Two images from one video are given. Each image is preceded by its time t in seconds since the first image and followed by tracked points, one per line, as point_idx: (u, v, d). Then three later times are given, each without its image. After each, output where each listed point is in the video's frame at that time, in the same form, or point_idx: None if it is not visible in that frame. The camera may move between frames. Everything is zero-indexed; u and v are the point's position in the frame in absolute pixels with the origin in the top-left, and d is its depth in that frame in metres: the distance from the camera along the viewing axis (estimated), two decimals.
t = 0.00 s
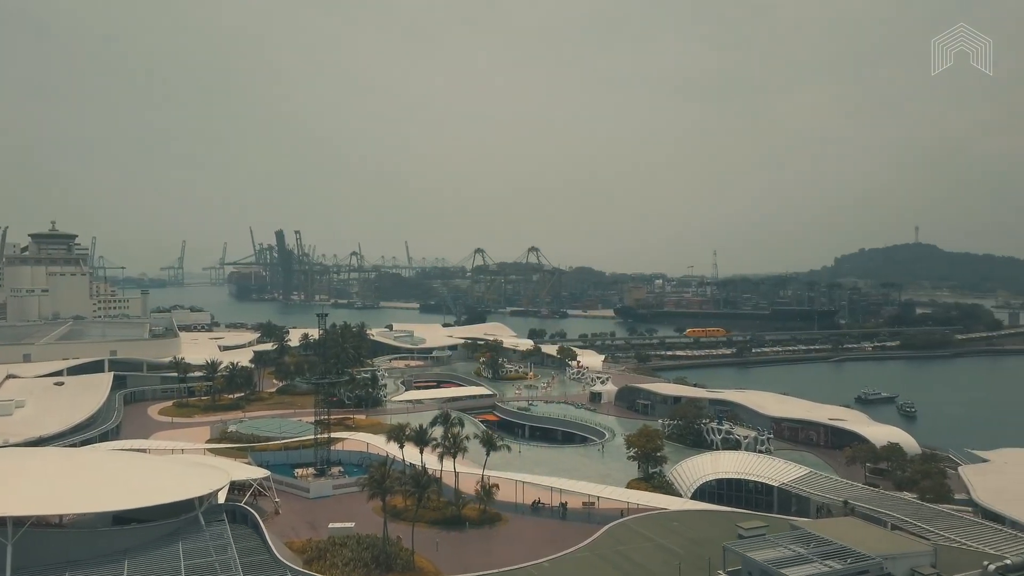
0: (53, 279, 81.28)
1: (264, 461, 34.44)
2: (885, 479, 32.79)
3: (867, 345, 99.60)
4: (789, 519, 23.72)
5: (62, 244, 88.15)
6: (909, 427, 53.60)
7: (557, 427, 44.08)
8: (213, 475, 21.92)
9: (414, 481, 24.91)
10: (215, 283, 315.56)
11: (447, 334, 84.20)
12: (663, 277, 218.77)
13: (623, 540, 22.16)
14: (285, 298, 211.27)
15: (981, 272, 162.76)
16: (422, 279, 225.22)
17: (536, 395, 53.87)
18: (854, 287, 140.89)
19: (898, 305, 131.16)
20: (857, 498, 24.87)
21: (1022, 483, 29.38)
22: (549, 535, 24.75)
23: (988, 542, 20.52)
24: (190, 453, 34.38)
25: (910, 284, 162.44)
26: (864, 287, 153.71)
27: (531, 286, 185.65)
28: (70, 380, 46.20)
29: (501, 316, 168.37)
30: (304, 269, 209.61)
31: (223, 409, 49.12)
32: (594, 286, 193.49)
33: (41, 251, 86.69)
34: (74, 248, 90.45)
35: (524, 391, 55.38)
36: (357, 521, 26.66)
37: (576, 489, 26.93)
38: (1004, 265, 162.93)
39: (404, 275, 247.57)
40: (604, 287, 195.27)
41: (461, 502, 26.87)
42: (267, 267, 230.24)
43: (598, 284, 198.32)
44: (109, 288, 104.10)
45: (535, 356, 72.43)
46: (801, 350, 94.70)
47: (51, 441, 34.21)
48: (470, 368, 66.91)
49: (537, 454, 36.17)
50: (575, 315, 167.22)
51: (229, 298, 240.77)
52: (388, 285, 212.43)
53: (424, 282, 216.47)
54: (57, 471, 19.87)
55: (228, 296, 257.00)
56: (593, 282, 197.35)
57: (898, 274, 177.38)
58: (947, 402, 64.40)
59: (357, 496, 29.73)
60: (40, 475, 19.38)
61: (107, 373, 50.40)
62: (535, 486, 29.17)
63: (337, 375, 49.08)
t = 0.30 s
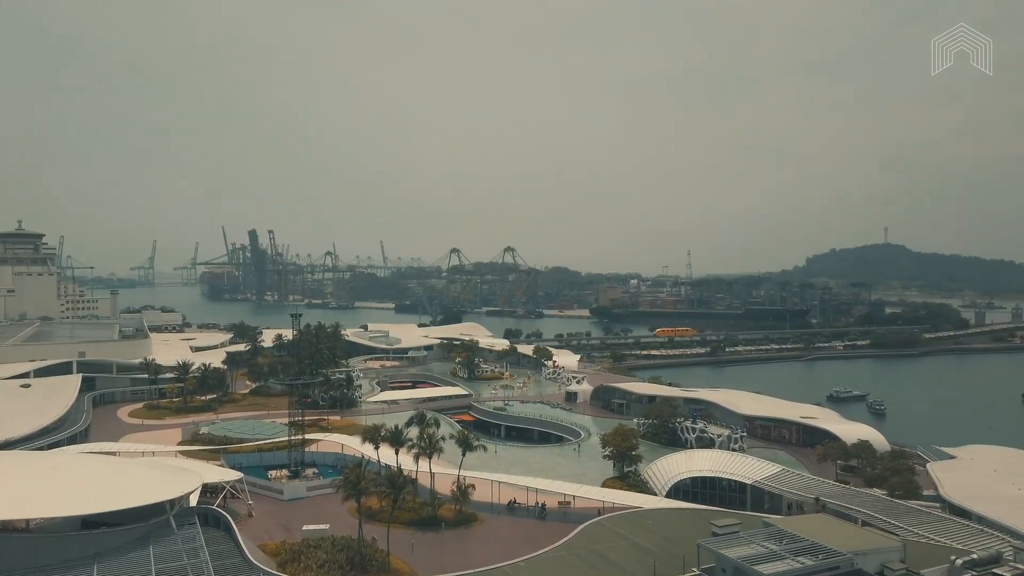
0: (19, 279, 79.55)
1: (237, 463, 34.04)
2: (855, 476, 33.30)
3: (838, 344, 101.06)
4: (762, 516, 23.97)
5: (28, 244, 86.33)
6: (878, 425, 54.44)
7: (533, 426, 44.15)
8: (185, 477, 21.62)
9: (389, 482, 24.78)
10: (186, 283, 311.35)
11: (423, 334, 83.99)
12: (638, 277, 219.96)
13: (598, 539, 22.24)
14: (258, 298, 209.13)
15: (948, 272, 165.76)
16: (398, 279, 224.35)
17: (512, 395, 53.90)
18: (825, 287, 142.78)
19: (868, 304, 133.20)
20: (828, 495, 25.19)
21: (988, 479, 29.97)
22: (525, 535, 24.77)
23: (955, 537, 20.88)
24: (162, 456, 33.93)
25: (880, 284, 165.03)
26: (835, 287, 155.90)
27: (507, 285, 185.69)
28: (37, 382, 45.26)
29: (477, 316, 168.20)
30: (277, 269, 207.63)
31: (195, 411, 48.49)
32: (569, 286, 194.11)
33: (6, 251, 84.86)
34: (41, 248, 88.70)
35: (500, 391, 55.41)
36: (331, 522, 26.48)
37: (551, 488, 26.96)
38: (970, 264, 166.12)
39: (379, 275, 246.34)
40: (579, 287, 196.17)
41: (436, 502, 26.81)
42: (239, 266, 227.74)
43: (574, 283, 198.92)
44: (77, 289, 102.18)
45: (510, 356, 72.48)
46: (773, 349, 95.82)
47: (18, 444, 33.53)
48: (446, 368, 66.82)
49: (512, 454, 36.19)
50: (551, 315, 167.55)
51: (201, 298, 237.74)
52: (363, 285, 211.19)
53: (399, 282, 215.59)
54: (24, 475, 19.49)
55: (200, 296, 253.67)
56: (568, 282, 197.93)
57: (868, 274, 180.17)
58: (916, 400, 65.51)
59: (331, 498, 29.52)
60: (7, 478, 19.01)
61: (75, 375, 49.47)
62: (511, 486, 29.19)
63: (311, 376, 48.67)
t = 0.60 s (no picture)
0: None
1: (209, 465, 33.61)
2: (825, 474, 33.80)
3: (808, 343, 102.42)
4: (734, 514, 24.21)
5: None
6: (847, 423, 55.21)
7: (508, 426, 44.18)
8: (156, 481, 21.31)
9: (363, 484, 24.59)
10: (156, 283, 306.73)
11: (397, 334, 83.64)
12: (613, 278, 221.02)
13: (573, 538, 22.31)
14: (230, 299, 206.60)
15: (915, 271, 168.79)
16: (372, 279, 223.23)
17: (487, 395, 53.90)
18: (796, 287, 144.70)
19: (838, 304, 135.23)
20: (799, 492, 25.53)
21: (954, 476, 30.58)
22: (500, 535, 24.76)
23: (923, 533, 21.28)
24: (131, 459, 33.34)
25: (849, 284, 167.53)
26: (805, 287, 157.98)
27: (482, 286, 185.62)
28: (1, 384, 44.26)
29: (452, 316, 167.83)
30: (250, 269, 205.38)
31: (166, 413, 47.79)
32: (544, 286, 194.56)
33: None
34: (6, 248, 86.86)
35: (475, 391, 55.36)
36: (305, 524, 26.25)
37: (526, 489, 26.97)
38: (936, 264, 169.49)
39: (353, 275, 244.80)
40: (554, 287, 196.75)
41: (411, 503, 26.69)
42: (210, 266, 224.78)
43: (549, 284, 199.39)
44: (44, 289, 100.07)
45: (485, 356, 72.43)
46: (745, 348, 96.85)
47: None
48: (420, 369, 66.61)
49: (487, 454, 36.18)
50: (526, 315, 167.75)
51: (171, 298, 234.34)
52: (337, 285, 209.62)
53: (374, 282, 214.43)
54: None
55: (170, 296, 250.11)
56: (543, 282, 198.40)
57: (838, 274, 182.91)
58: (884, 398, 66.57)
59: (305, 500, 29.27)
60: None
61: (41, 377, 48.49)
62: (486, 486, 29.15)
63: (284, 377, 48.22)
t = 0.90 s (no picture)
0: None
1: (179, 468, 33.14)
2: (796, 471, 34.26)
3: (780, 342, 103.66)
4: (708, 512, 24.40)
5: None
6: (818, 421, 55.93)
7: (483, 427, 44.14)
8: (124, 484, 20.94)
9: (337, 486, 24.38)
10: (125, 284, 301.87)
11: (372, 334, 83.19)
12: (587, 278, 221.83)
13: (548, 538, 22.35)
14: (201, 299, 203.96)
15: (884, 271, 171.56)
16: (346, 279, 221.87)
17: (462, 395, 53.82)
18: (768, 287, 146.44)
19: (809, 304, 137.10)
20: (771, 489, 25.82)
21: (922, 472, 31.19)
22: (475, 535, 24.72)
23: (892, 529, 21.64)
24: (99, 463, 32.77)
25: (819, 284, 169.85)
26: (777, 286, 159.95)
27: (457, 285, 185.34)
28: None
29: (427, 316, 167.31)
30: (221, 269, 202.98)
31: (135, 416, 47.04)
32: (519, 286, 194.78)
33: None
34: None
35: (450, 391, 55.24)
36: (278, 527, 25.98)
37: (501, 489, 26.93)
38: (904, 264, 172.56)
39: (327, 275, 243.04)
40: (529, 287, 197.09)
41: (386, 505, 26.54)
42: (181, 266, 221.70)
43: (524, 284, 199.64)
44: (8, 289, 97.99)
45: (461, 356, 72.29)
46: (718, 347, 97.77)
47: None
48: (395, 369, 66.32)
49: (463, 454, 36.11)
50: (501, 315, 167.81)
51: (141, 299, 230.79)
52: (310, 285, 207.92)
53: (348, 282, 213.07)
54: None
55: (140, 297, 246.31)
56: (518, 282, 198.64)
57: (809, 274, 185.39)
58: (854, 396, 67.54)
59: (278, 502, 28.99)
60: None
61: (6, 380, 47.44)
62: (461, 486, 29.07)
63: (257, 378, 47.71)
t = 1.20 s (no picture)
0: None
1: (149, 471, 32.63)
2: (768, 469, 34.68)
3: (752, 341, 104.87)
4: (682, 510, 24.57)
5: None
6: (789, 420, 56.64)
7: (458, 427, 44.03)
8: (92, 488, 20.57)
9: (311, 487, 24.16)
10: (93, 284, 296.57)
11: (346, 335, 82.62)
12: (562, 278, 222.54)
13: (524, 537, 22.37)
14: (171, 299, 201.09)
15: (853, 271, 174.37)
16: (320, 279, 220.26)
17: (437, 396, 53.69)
18: (739, 287, 148.06)
19: (780, 304, 138.91)
20: (744, 487, 26.09)
21: (890, 469, 31.70)
22: (450, 536, 24.67)
23: (862, 525, 21.96)
24: (66, 466, 32.15)
25: (790, 284, 172.13)
26: (749, 286, 161.78)
27: (432, 286, 184.89)
28: None
29: (401, 317, 166.70)
30: (192, 269, 200.32)
31: (103, 418, 46.21)
32: (494, 286, 194.87)
33: None
34: None
35: (424, 392, 55.06)
36: (250, 530, 25.70)
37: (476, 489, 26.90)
38: (872, 264, 175.51)
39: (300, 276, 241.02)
40: (504, 287, 197.25)
41: (360, 506, 26.37)
42: (150, 266, 218.42)
43: (499, 284, 199.76)
44: None
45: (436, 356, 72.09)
46: (691, 347, 98.66)
47: None
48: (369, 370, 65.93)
49: (437, 455, 36.00)
50: (475, 315, 167.70)
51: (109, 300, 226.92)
52: (283, 285, 206.03)
53: (321, 283, 211.50)
54: None
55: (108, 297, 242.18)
56: (492, 282, 198.70)
57: (780, 274, 187.81)
58: (823, 394, 68.52)
59: (250, 505, 28.67)
60: None
61: None
62: (436, 487, 28.99)
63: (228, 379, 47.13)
